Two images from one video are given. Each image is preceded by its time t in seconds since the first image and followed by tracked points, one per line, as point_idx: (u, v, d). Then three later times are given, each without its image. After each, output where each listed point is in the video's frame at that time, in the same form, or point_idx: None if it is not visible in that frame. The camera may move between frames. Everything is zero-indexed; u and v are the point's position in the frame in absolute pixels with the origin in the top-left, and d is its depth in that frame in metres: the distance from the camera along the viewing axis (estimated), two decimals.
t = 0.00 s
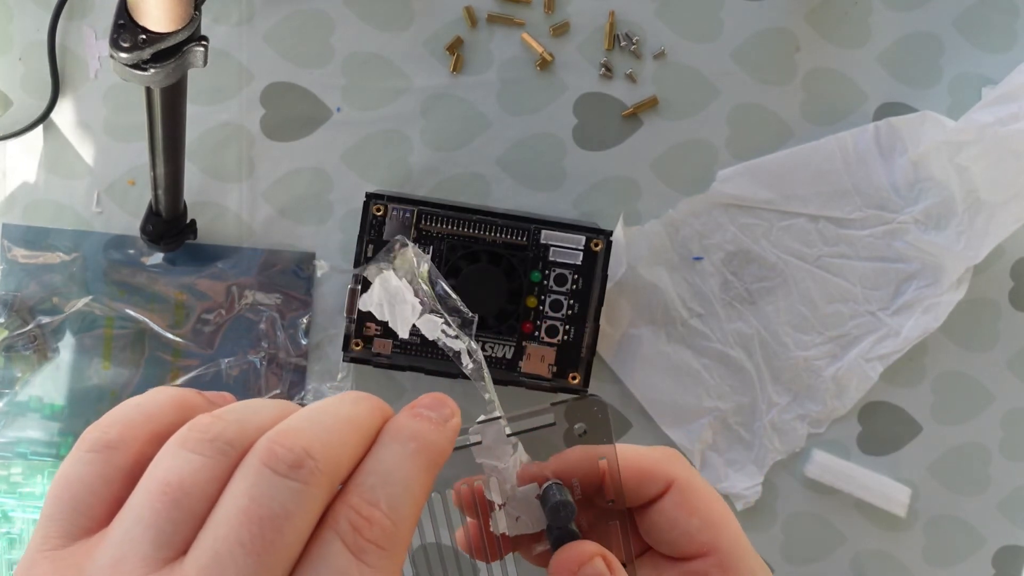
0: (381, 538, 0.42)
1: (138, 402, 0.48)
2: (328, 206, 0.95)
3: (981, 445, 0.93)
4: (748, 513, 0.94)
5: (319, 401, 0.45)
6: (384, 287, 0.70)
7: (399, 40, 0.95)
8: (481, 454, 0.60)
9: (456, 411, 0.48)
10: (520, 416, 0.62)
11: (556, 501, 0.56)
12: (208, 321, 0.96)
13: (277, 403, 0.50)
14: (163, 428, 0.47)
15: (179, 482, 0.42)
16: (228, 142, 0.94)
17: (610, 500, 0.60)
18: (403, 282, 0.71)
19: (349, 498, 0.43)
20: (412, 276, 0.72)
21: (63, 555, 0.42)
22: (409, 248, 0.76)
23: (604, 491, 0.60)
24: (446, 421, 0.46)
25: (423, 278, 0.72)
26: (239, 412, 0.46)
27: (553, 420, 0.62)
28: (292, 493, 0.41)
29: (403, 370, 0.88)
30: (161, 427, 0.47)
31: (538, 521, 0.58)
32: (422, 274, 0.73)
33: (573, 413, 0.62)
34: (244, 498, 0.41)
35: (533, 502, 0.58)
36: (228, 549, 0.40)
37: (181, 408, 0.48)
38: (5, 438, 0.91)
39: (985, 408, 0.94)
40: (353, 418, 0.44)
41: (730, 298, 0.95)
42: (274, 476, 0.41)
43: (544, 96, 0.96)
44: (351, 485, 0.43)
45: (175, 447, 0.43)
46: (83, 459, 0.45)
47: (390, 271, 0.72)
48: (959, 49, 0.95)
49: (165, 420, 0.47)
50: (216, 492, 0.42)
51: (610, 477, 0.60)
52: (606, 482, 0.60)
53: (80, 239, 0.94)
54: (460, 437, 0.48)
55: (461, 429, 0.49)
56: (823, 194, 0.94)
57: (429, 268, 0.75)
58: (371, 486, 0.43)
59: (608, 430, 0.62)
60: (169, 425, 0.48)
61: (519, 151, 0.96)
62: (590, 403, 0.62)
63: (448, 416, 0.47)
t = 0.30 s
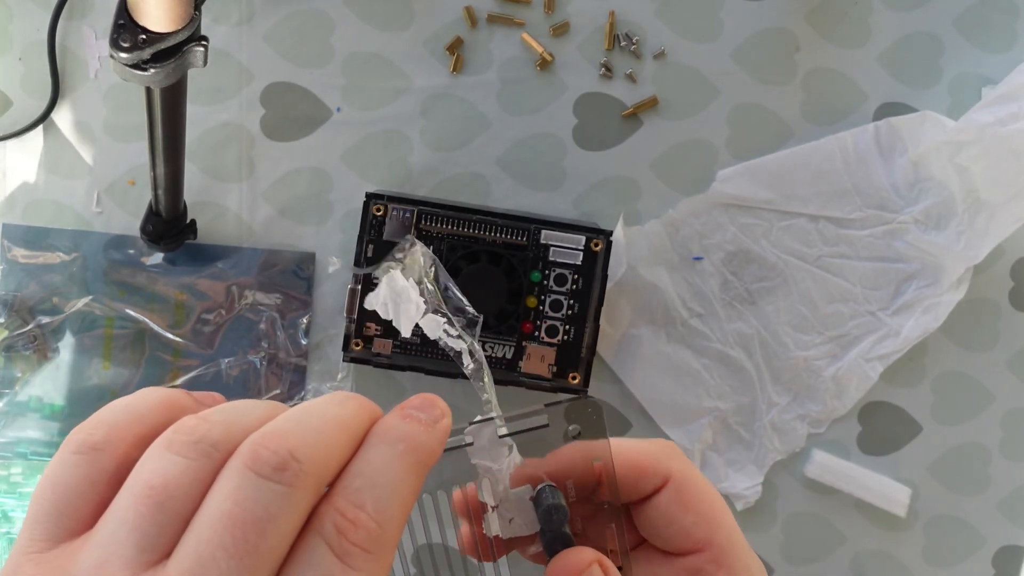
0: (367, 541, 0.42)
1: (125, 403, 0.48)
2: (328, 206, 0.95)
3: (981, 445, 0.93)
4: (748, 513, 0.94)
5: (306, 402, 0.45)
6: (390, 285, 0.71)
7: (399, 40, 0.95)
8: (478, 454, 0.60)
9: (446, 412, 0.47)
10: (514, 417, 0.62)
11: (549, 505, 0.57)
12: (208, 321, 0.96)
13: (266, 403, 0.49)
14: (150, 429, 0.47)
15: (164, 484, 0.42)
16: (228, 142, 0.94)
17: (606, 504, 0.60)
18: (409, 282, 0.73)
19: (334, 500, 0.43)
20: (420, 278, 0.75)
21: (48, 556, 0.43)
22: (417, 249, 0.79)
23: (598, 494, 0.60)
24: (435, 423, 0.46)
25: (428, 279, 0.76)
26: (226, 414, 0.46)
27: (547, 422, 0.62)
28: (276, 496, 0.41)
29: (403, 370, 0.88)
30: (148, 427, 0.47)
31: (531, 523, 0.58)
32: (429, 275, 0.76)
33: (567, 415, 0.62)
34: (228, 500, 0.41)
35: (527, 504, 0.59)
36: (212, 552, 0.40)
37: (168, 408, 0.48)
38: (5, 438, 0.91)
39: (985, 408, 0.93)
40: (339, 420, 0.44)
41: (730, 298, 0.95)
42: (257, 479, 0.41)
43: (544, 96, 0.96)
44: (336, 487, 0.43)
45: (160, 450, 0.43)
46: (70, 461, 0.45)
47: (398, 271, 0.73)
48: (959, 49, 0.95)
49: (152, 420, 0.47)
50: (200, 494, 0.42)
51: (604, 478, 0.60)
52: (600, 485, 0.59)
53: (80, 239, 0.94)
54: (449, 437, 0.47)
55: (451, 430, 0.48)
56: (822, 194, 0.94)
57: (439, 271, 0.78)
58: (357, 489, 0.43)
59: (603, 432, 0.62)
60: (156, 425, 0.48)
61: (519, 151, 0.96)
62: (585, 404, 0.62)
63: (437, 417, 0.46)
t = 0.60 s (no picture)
0: (367, 549, 0.42)
1: (126, 407, 0.48)
2: (328, 206, 0.95)
3: (980, 445, 0.93)
4: (748, 513, 0.94)
5: (307, 409, 0.45)
6: (407, 295, 0.70)
7: (399, 40, 0.95)
8: (481, 461, 0.59)
9: (448, 419, 0.48)
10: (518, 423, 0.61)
11: (549, 515, 0.56)
12: (208, 321, 0.96)
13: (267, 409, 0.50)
14: (150, 434, 0.47)
15: (164, 490, 0.42)
16: (228, 142, 0.94)
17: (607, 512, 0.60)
18: (426, 292, 0.72)
19: (335, 507, 0.43)
20: (433, 287, 0.73)
21: (47, 562, 0.42)
22: (436, 258, 0.78)
23: (599, 502, 0.60)
24: (437, 430, 0.46)
25: (442, 289, 0.74)
26: (226, 419, 0.46)
27: (549, 430, 0.62)
28: (276, 503, 0.41)
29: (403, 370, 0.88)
30: (149, 433, 0.47)
31: (532, 531, 0.58)
32: (443, 286, 0.74)
33: (569, 423, 0.62)
34: (228, 506, 0.41)
35: (528, 511, 0.58)
36: (210, 559, 0.40)
37: (169, 414, 0.49)
38: (5, 438, 0.91)
39: (985, 408, 0.94)
40: (340, 427, 0.44)
41: (730, 298, 0.95)
42: (258, 485, 0.41)
43: (544, 96, 0.96)
44: (337, 494, 0.43)
45: (161, 455, 0.43)
46: (69, 465, 0.45)
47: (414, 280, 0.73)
48: (959, 49, 0.95)
49: (153, 425, 0.47)
50: (200, 500, 0.42)
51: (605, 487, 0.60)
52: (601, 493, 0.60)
53: (80, 239, 0.94)
54: (450, 444, 0.47)
55: (453, 437, 0.48)
56: (822, 195, 0.94)
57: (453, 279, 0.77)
58: (357, 496, 0.43)
59: (605, 441, 0.62)
60: (156, 431, 0.48)
61: (519, 151, 0.96)
62: (587, 410, 0.62)
63: (439, 424, 0.47)
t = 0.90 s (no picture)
0: (363, 542, 0.42)
1: (123, 404, 0.48)
2: (328, 206, 0.95)
3: (981, 445, 0.93)
4: (748, 514, 0.94)
5: (303, 404, 0.45)
6: (399, 294, 0.74)
7: (398, 40, 0.95)
8: (476, 455, 0.61)
9: (444, 413, 0.47)
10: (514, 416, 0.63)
11: (544, 508, 0.55)
12: (208, 321, 0.96)
13: (263, 405, 0.50)
14: (147, 430, 0.47)
15: (160, 485, 0.42)
16: (228, 142, 0.94)
17: (602, 506, 0.60)
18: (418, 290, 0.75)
19: (331, 501, 0.43)
20: (427, 286, 0.78)
21: (45, 558, 0.42)
22: (427, 256, 0.80)
23: (595, 496, 0.59)
24: (432, 423, 0.46)
25: (435, 287, 0.78)
26: (222, 415, 0.46)
27: (544, 424, 0.62)
28: (273, 497, 0.41)
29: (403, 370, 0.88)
30: (146, 428, 0.47)
31: (527, 525, 0.58)
32: (436, 282, 0.78)
33: (564, 416, 0.63)
34: (225, 501, 0.41)
35: (525, 504, 0.59)
36: (207, 553, 0.40)
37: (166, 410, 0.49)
38: (5, 438, 0.91)
39: (985, 409, 0.93)
40: (336, 421, 0.44)
41: (730, 297, 0.95)
42: (254, 480, 0.41)
43: (544, 96, 0.96)
44: (334, 488, 0.43)
45: (157, 450, 0.43)
46: (67, 462, 0.45)
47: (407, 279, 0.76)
48: (959, 49, 0.95)
49: (150, 421, 0.47)
50: (197, 495, 0.42)
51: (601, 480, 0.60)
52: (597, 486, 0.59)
53: (80, 239, 0.94)
54: (446, 438, 0.47)
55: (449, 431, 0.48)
56: (821, 194, 0.94)
57: (445, 276, 0.79)
58: (354, 490, 0.43)
59: (600, 434, 0.62)
60: (153, 426, 0.48)
61: (519, 151, 0.96)
62: (581, 404, 0.63)
63: (435, 418, 0.47)
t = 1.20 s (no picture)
0: (358, 532, 0.42)
1: (121, 398, 0.48)
2: (328, 206, 0.95)
3: (981, 445, 0.93)
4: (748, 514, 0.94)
5: (299, 396, 0.45)
6: (401, 289, 0.75)
7: (398, 40, 0.95)
8: (470, 448, 0.61)
9: (438, 406, 0.48)
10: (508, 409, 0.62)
11: (538, 498, 0.57)
12: (208, 321, 0.96)
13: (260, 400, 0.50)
14: (145, 423, 0.47)
15: (157, 476, 0.42)
16: (228, 142, 0.94)
17: (595, 498, 0.61)
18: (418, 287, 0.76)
19: (325, 492, 0.43)
20: (427, 282, 0.78)
21: (42, 549, 0.42)
22: (430, 253, 0.81)
23: (589, 488, 0.61)
24: (427, 416, 0.46)
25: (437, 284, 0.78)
26: (219, 408, 0.46)
27: (537, 417, 0.62)
28: (268, 487, 0.41)
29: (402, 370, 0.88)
30: (144, 422, 0.47)
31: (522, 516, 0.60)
32: (437, 280, 0.79)
33: (556, 408, 0.62)
34: (221, 491, 0.41)
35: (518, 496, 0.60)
36: (204, 542, 0.40)
37: (165, 405, 0.49)
38: (5, 438, 0.91)
39: (985, 409, 0.93)
40: (330, 412, 0.44)
41: (730, 297, 0.95)
42: (250, 470, 0.41)
43: (544, 96, 0.96)
44: (328, 479, 0.43)
45: (155, 442, 0.43)
46: (65, 454, 0.45)
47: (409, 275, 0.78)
48: (959, 49, 0.95)
49: (148, 415, 0.48)
50: (193, 486, 0.42)
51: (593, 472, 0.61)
52: (589, 478, 0.61)
53: (80, 239, 0.94)
54: (440, 430, 0.47)
55: (443, 424, 0.48)
56: (821, 193, 0.94)
57: (445, 274, 0.80)
58: (348, 481, 0.43)
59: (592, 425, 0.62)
60: (151, 420, 0.48)
61: (519, 151, 0.96)
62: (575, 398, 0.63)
63: (430, 410, 0.47)
